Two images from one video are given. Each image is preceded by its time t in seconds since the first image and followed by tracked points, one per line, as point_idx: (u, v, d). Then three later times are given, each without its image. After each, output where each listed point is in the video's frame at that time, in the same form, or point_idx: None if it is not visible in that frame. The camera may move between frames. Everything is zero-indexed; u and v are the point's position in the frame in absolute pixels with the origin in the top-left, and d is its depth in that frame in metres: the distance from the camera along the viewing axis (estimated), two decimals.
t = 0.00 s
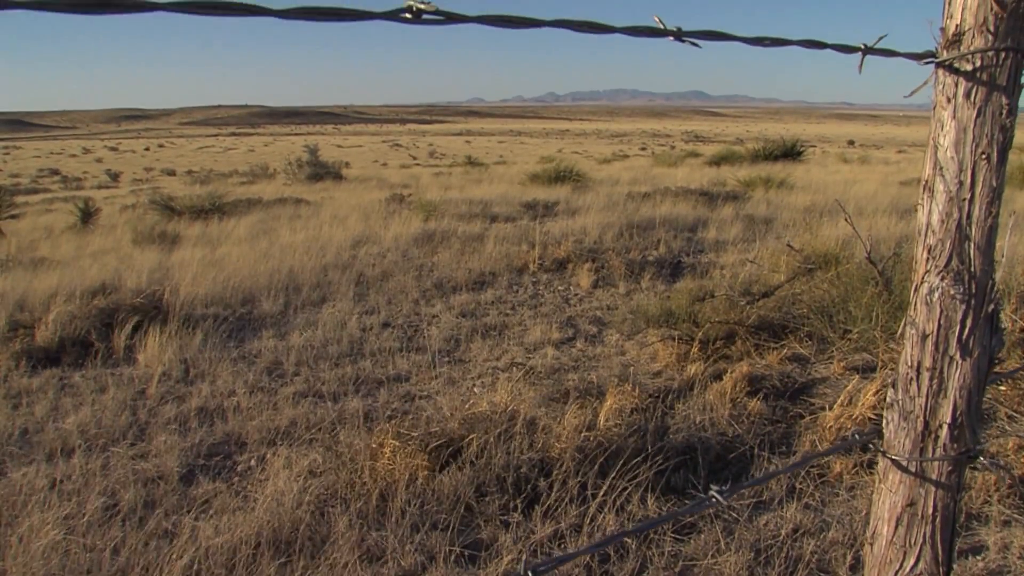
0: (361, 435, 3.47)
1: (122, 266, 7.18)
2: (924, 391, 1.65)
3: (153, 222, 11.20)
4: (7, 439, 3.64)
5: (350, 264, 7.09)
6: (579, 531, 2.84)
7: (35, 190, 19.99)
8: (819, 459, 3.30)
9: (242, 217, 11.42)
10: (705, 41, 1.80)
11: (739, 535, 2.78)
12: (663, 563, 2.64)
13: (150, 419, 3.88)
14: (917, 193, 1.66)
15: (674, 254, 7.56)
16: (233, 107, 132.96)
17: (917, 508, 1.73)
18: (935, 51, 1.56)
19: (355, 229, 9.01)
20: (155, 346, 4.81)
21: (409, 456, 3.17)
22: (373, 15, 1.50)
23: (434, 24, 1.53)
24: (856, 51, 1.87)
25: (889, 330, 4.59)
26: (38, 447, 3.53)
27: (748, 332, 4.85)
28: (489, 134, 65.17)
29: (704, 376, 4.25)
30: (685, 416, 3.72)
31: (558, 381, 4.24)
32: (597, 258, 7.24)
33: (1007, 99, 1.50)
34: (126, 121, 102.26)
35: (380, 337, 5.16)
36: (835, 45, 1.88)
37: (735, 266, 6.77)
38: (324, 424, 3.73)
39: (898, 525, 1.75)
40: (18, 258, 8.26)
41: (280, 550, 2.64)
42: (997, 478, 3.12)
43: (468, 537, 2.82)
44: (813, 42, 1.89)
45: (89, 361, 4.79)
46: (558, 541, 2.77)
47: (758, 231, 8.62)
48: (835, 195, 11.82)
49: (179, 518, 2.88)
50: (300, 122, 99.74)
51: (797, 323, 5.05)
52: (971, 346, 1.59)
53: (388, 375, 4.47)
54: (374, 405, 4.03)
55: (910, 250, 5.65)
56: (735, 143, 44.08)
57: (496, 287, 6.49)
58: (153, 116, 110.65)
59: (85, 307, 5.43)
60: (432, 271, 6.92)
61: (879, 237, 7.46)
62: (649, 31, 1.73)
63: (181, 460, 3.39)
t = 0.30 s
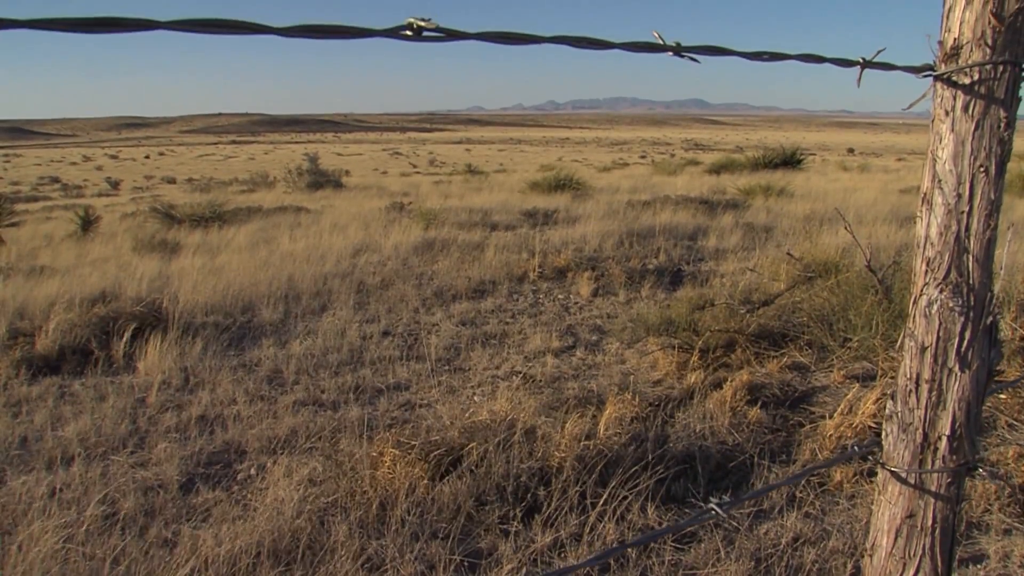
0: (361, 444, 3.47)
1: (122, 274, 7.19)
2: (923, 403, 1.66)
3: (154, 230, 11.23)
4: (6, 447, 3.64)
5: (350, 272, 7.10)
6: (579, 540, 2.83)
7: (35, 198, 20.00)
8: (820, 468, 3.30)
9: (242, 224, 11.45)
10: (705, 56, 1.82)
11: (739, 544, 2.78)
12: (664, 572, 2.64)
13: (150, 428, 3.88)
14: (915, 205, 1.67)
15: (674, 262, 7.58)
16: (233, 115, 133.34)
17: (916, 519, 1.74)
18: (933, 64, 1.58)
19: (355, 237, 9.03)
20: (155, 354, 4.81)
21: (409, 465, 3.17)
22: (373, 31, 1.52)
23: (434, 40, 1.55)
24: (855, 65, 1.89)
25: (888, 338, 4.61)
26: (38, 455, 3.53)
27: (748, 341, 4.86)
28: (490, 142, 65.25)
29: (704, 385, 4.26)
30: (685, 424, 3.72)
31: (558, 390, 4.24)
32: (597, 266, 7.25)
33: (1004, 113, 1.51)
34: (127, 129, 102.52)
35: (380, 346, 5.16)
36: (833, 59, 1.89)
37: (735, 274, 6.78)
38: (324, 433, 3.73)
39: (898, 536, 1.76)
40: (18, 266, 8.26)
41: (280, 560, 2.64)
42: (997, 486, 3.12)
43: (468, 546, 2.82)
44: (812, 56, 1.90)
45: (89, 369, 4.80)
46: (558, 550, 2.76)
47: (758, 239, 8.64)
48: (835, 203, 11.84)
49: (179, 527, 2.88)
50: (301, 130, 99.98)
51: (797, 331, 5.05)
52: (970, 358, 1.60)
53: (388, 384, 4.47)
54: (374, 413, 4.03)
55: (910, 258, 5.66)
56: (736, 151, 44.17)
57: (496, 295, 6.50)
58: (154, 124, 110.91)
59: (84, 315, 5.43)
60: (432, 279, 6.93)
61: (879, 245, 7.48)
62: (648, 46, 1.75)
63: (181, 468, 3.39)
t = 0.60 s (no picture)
0: (361, 450, 3.47)
1: (122, 279, 7.20)
2: (922, 411, 1.66)
3: (154, 235, 11.24)
4: (6, 453, 3.64)
5: (350, 278, 7.10)
6: (579, 545, 2.83)
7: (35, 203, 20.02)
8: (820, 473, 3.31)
9: (242, 230, 11.46)
10: (704, 65, 1.83)
11: (739, 550, 2.78)
12: None
13: (150, 433, 3.87)
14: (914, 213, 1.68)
15: (674, 267, 7.59)
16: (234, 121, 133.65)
17: (917, 527, 1.74)
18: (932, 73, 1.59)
19: (355, 243, 9.04)
20: (155, 359, 4.81)
21: (409, 470, 3.17)
22: (374, 42, 1.53)
23: (434, 51, 1.56)
24: (854, 73, 1.90)
25: (888, 343, 4.62)
26: (38, 460, 3.53)
27: (748, 346, 4.86)
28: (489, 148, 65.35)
29: (704, 390, 4.25)
30: (685, 430, 3.72)
31: (558, 395, 4.24)
32: (597, 272, 7.26)
33: (1003, 121, 1.52)
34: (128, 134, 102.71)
35: (380, 351, 5.17)
36: (833, 68, 1.90)
37: (735, 279, 6.79)
38: (324, 438, 3.73)
39: (898, 544, 1.76)
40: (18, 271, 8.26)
41: (279, 565, 2.64)
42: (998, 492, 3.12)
43: (468, 552, 2.82)
44: (811, 64, 1.92)
45: (89, 375, 4.80)
46: (558, 556, 2.76)
47: (758, 244, 8.65)
48: (835, 209, 11.85)
49: (179, 532, 2.88)
50: (302, 136, 100.09)
51: (798, 336, 5.05)
52: (969, 366, 1.60)
53: (388, 389, 4.47)
54: (374, 419, 4.03)
55: (910, 263, 5.66)
56: (735, 156, 44.24)
57: (496, 301, 6.50)
58: (155, 130, 111.20)
59: (84, 320, 5.43)
60: (432, 284, 6.94)
61: (879, 250, 7.48)
62: (647, 56, 1.76)
63: (181, 474, 3.39)
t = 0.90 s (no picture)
0: (361, 453, 3.46)
1: (122, 282, 7.20)
2: (922, 414, 1.66)
3: (154, 238, 11.24)
4: (6, 455, 3.64)
5: (350, 280, 7.10)
6: (579, 548, 2.83)
7: (35, 205, 20.04)
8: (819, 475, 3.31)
9: (242, 232, 11.47)
10: (704, 69, 1.83)
11: (739, 552, 2.77)
12: None
13: (150, 436, 3.86)
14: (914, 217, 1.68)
15: (674, 269, 7.60)
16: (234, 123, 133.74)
17: (916, 530, 1.74)
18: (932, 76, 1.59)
19: (355, 245, 9.05)
20: (155, 361, 4.81)
21: (409, 473, 3.17)
22: (374, 47, 1.53)
23: (434, 55, 1.56)
24: (854, 77, 1.90)
25: (888, 346, 4.61)
26: (38, 463, 3.53)
27: (747, 348, 4.87)
28: (489, 150, 65.15)
29: (704, 393, 4.25)
30: (685, 432, 3.72)
31: (557, 397, 4.24)
32: (597, 274, 7.27)
33: (1003, 124, 1.52)
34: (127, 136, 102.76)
35: (380, 353, 5.17)
36: (833, 72, 1.91)
37: (735, 282, 6.80)
38: (324, 441, 3.72)
39: (898, 547, 1.76)
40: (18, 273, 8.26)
41: (279, 568, 2.63)
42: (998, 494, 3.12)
43: (469, 554, 2.81)
44: (811, 68, 1.92)
45: (89, 377, 4.80)
46: (558, 558, 2.76)
47: (758, 246, 8.66)
48: (835, 211, 11.86)
49: (178, 535, 2.87)
50: (301, 138, 100.08)
51: (797, 339, 5.06)
52: (969, 369, 1.60)
53: (388, 392, 4.47)
54: (374, 421, 4.03)
55: (910, 265, 5.66)
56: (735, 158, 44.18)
57: (496, 303, 6.51)
58: (155, 132, 111.08)
59: (84, 322, 5.43)
60: (432, 286, 6.94)
61: (879, 252, 7.49)
62: (647, 60, 1.76)
63: (181, 476, 3.39)
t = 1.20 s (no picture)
0: (361, 454, 3.46)
1: (122, 283, 7.21)
2: (922, 415, 1.66)
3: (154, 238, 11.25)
4: (6, 457, 3.64)
5: (350, 281, 7.11)
6: (579, 548, 2.83)
7: (35, 206, 20.06)
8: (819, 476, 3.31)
9: (242, 233, 11.47)
10: (704, 71, 1.84)
11: (740, 553, 2.77)
12: None
13: (150, 437, 3.86)
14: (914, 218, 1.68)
15: (674, 270, 7.60)
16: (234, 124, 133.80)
17: (916, 531, 1.73)
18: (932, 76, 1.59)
19: (355, 245, 9.05)
20: (155, 362, 4.81)
21: (409, 474, 3.17)
22: (374, 48, 1.53)
23: (433, 57, 1.56)
24: (854, 78, 1.90)
25: (888, 347, 4.61)
26: (38, 464, 3.53)
27: (747, 349, 4.87)
28: (489, 151, 65.23)
29: (704, 394, 4.25)
30: (685, 433, 3.72)
31: (557, 398, 4.25)
32: (597, 275, 7.27)
33: (1003, 126, 1.52)
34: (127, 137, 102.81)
35: (380, 354, 5.18)
36: (833, 73, 1.91)
37: (735, 283, 6.80)
38: (324, 442, 3.72)
39: (897, 549, 1.76)
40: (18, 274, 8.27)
41: (279, 569, 2.64)
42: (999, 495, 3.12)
43: (469, 555, 2.81)
44: (811, 70, 1.92)
45: (89, 378, 4.80)
46: (558, 559, 2.76)
47: (758, 247, 8.67)
48: (835, 212, 11.85)
49: (178, 536, 2.87)
50: (302, 140, 100.05)
51: (797, 339, 5.06)
52: (969, 371, 1.60)
53: (387, 393, 4.47)
54: (374, 422, 4.02)
55: (910, 266, 5.66)
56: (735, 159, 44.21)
57: (496, 304, 6.51)
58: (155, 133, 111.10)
59: (84, 322, 5.43)
60: (432, 287, 6.95)
61: (879, 253, 7.50)
62: (648, 62, 1.76)
63: (181, 477, 3.39)
